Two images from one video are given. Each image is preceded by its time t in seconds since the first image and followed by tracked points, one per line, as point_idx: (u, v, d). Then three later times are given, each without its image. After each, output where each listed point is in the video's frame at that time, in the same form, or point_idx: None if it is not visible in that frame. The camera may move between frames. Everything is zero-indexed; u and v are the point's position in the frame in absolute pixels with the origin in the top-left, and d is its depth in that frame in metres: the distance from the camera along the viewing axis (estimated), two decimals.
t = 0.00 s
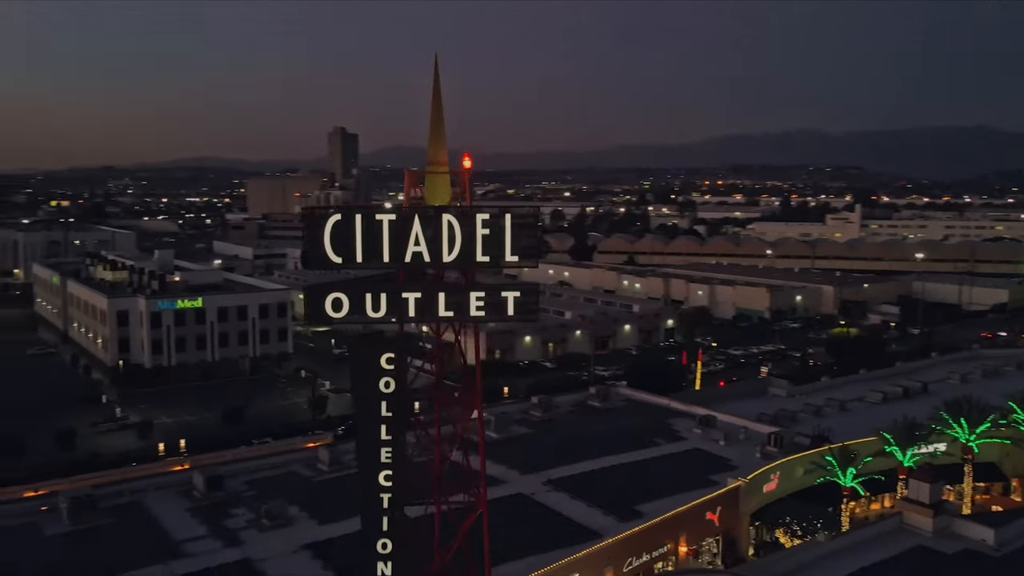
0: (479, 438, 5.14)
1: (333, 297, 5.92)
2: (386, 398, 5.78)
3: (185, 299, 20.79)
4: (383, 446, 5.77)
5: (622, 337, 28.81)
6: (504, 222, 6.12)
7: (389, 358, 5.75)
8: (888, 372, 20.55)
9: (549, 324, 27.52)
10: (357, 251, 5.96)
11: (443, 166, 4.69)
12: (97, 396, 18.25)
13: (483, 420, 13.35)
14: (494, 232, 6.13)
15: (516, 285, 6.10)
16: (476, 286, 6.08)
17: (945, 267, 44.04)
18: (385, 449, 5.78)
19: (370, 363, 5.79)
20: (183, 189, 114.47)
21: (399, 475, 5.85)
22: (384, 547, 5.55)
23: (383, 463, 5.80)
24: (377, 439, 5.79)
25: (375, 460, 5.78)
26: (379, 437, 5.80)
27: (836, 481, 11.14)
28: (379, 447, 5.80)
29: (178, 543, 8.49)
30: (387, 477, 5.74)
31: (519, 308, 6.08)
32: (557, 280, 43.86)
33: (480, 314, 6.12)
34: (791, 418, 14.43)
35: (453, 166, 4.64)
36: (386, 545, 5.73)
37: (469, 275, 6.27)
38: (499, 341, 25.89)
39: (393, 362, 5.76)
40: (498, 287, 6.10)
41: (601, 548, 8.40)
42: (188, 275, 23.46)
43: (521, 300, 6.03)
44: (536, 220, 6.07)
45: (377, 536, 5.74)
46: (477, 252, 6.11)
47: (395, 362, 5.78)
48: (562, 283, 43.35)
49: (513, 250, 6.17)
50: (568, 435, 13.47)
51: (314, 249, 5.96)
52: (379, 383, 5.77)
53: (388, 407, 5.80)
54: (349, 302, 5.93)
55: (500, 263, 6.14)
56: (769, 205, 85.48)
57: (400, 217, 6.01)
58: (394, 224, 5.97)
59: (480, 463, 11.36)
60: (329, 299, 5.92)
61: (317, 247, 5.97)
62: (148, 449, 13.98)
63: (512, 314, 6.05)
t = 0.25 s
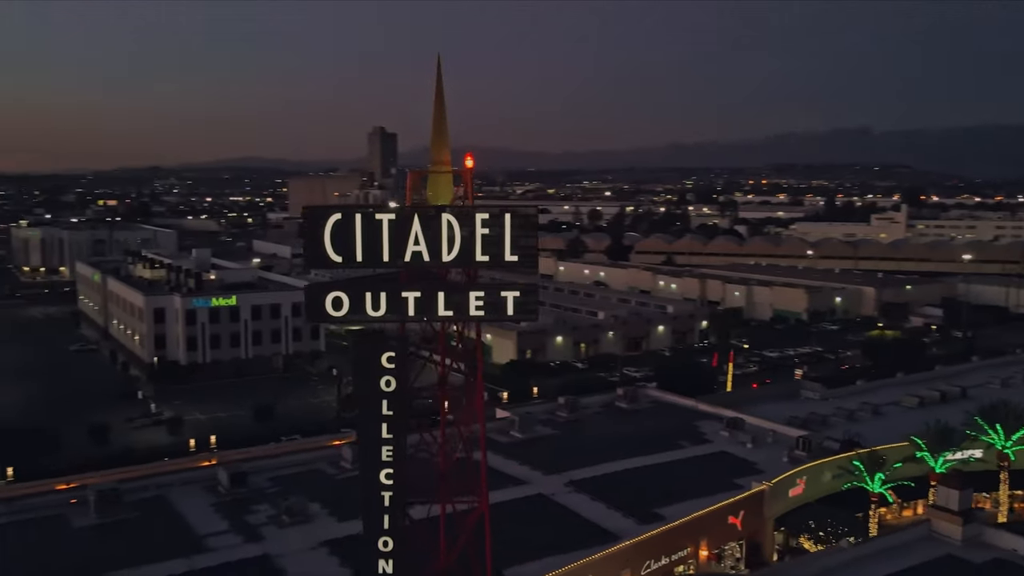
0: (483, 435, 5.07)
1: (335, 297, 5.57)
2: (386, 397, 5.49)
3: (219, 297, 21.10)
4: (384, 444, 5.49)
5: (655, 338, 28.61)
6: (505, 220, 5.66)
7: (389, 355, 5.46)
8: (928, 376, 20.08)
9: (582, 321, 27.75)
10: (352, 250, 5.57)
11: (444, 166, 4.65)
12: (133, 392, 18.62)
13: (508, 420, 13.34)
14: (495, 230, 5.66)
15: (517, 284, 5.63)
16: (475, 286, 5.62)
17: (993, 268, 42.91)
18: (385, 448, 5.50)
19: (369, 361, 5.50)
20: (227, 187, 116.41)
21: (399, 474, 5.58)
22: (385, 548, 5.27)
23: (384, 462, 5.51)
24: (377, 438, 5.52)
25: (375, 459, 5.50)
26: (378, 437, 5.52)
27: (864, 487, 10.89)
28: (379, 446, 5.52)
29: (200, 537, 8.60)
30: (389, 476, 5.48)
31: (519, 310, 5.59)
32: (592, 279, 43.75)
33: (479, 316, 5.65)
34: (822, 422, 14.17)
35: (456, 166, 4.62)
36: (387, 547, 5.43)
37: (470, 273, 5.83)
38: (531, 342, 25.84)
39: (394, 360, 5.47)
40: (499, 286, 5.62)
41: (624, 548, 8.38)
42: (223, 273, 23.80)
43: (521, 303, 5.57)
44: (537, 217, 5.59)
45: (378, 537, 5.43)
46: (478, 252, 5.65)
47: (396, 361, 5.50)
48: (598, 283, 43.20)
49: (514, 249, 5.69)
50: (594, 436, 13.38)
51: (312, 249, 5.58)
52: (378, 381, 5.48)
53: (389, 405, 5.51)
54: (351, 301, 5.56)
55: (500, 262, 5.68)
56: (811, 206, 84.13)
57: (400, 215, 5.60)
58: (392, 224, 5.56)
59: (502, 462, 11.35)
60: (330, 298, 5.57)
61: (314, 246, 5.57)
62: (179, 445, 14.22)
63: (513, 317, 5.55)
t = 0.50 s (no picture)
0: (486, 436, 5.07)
1: (337, 295, 5.57)
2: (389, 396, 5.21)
3: (256, 295, 21.41)
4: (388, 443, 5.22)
5: (692, 340, 28.28)
6: (506, 221, 5.63)
7: (393, 352, 5.18)
8: (972, 381, 19.53)
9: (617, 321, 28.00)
10: (357, 250, 5.60)
11: (449, 166, 4.68)
12: (171, 388, 18.97)
13: (535, 421, 13.29)
14: (496, 231, 5.64)
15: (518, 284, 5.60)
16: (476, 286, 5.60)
17: None
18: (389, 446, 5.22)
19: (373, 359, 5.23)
20: (273, 187, 118.13)
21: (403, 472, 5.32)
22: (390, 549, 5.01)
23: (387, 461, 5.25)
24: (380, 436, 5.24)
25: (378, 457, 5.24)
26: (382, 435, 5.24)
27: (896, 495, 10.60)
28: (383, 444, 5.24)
29: (224, 533, 8.73)
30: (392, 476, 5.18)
31: (520, 309, 5.58)
32: (631, 279, 43.42)
33: (481, 315, 5.63)
34: (857, 426, 13.87)
35: (461, 166, 4.63)
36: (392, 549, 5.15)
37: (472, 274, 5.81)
38: (565, 342, 25.72)
39: (399, 357, 5.18)
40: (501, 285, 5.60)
41: (648, 552, 8.31)
42: (261, 271, 24.14)
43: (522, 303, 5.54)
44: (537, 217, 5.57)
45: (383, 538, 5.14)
46: (479, 252, 5.63)
47: (400, 357, 5.21)
48: (637, 283, 42.84)
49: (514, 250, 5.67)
50: (621, 438, 13.27)
51: (316, 248, 5.62)
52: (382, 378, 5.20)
53: (392, 404, 5.23)
54: (353, 300, 5.57)
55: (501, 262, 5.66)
56: (859, 207, 82.39)
57: (404, 215, 5.61)
58: (394, 224, 5.58)
59: (526, 463, 11.33)
60: (333, 298, 5.57)
61: (319, 245, 5.62)
62: (212, 441, 14.44)
63: (514, 317, 5.53)
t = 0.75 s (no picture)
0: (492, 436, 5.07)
1: (340, 295, 5.65)
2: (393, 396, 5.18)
3: (291, 295, 21.69)
4: (393, 441, 5.21)
5: (729, 342, 27.89)
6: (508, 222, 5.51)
7: (396, 352, 5.13)
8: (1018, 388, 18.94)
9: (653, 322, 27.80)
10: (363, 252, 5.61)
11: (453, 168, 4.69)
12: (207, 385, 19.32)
13: (562, 423, 13.23)
14: (499, 231, 5.56)
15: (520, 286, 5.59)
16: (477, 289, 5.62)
17: None
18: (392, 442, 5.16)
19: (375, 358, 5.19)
20: (316, 186, 119.40)
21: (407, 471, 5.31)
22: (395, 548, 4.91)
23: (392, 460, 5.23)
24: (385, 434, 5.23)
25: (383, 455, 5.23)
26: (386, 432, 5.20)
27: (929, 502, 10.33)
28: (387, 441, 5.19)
29: (247, 528, 8.85)
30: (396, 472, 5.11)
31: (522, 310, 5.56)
32: (671, 280, 43.06)
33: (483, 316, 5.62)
34: (893, 431, 13.55)
35: (464, 168, 4.64)
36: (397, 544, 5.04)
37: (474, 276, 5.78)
38: (600, 343, 25.57)
39: (403, 356, 5.20)
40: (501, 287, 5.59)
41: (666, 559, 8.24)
42: (298, 271, 24.42)
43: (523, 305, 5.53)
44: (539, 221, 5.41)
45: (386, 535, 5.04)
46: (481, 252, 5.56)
47: (404, 357, 5.23)
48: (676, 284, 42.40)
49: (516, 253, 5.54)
50: (650, 440, 13.17)
51: (320, 249, 5.66)
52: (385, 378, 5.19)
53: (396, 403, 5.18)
54: (356, 299, 5.64)
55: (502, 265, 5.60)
56: (910, 207, 80.33)
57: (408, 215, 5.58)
58: (397, 224, 5.58)
59: (553, 464, 11.29)
60: (336, 297, 5.66)
61: (323, 246, 5.64)
62: (245, 437, 14.65)
63: (515, 317, 5.51)
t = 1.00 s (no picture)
0: (500, 436, 5.01)
1: (346, 294, 5.69)
2: (398, 395, 5.15)
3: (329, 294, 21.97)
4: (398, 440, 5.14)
5: (769, 343, 27.43)
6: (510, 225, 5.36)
7: (401, 351, 5.09)
8: None
9: (691, 323, 27.48)
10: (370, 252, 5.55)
11: (462, 168, 4.69)
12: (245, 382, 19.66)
13: (592, 424, 13.14)
14: (502, 231, 5.45)
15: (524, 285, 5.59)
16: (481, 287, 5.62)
17: None
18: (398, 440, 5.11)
19: (381, 357, 5.17)
20: (359, 186, 120.44)
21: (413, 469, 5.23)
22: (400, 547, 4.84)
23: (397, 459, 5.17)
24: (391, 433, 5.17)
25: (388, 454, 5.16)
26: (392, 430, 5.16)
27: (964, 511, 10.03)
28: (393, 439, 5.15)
29: (273, 524, 8.95)
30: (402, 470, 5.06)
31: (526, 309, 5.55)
32: (712, 281, 42.54)
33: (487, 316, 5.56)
34: (932, 437, 13.20)
35: (472, 166, 4.62)
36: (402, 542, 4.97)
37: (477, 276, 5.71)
38: (636, 344, 25.36)
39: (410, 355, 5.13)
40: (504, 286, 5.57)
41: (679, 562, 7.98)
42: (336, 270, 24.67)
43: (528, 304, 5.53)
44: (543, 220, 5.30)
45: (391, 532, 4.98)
46: (485, 252, 5.48)
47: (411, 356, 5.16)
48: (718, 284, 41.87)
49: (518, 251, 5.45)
50: (681, 442, 13.03)
51: (326, 248, 5.65)
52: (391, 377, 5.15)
53: (402, 402, 5.15)
54: (362, 297, 5.68)
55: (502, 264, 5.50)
56: (966, 207, 77.94)
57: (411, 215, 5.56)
58: (400, 224, 5.54)
59: (580, 465, 11.22)
60: (343, 296, 5.70)
61: (329, 245, 5.63)
62: (279, 434, 14.85)
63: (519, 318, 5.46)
